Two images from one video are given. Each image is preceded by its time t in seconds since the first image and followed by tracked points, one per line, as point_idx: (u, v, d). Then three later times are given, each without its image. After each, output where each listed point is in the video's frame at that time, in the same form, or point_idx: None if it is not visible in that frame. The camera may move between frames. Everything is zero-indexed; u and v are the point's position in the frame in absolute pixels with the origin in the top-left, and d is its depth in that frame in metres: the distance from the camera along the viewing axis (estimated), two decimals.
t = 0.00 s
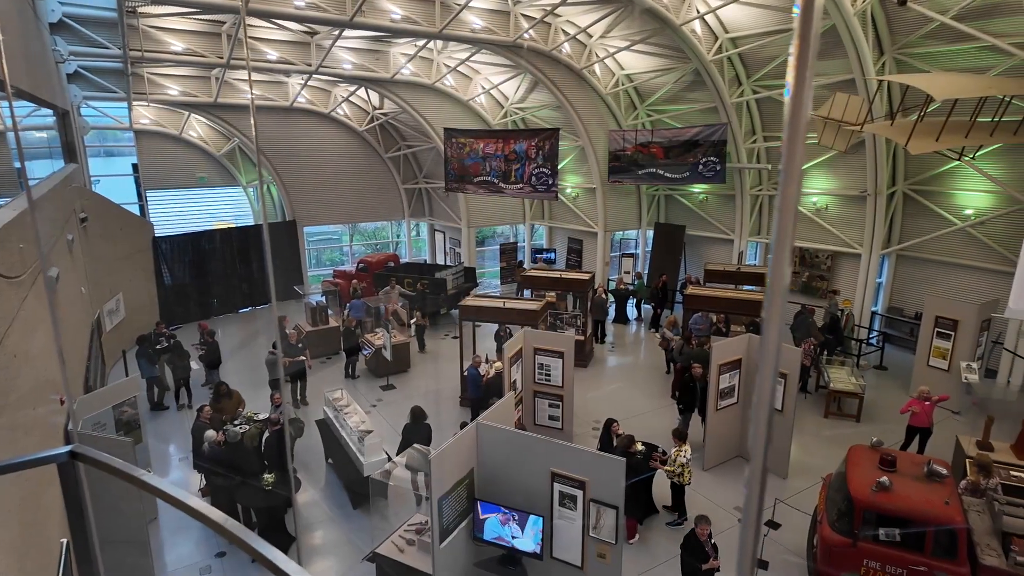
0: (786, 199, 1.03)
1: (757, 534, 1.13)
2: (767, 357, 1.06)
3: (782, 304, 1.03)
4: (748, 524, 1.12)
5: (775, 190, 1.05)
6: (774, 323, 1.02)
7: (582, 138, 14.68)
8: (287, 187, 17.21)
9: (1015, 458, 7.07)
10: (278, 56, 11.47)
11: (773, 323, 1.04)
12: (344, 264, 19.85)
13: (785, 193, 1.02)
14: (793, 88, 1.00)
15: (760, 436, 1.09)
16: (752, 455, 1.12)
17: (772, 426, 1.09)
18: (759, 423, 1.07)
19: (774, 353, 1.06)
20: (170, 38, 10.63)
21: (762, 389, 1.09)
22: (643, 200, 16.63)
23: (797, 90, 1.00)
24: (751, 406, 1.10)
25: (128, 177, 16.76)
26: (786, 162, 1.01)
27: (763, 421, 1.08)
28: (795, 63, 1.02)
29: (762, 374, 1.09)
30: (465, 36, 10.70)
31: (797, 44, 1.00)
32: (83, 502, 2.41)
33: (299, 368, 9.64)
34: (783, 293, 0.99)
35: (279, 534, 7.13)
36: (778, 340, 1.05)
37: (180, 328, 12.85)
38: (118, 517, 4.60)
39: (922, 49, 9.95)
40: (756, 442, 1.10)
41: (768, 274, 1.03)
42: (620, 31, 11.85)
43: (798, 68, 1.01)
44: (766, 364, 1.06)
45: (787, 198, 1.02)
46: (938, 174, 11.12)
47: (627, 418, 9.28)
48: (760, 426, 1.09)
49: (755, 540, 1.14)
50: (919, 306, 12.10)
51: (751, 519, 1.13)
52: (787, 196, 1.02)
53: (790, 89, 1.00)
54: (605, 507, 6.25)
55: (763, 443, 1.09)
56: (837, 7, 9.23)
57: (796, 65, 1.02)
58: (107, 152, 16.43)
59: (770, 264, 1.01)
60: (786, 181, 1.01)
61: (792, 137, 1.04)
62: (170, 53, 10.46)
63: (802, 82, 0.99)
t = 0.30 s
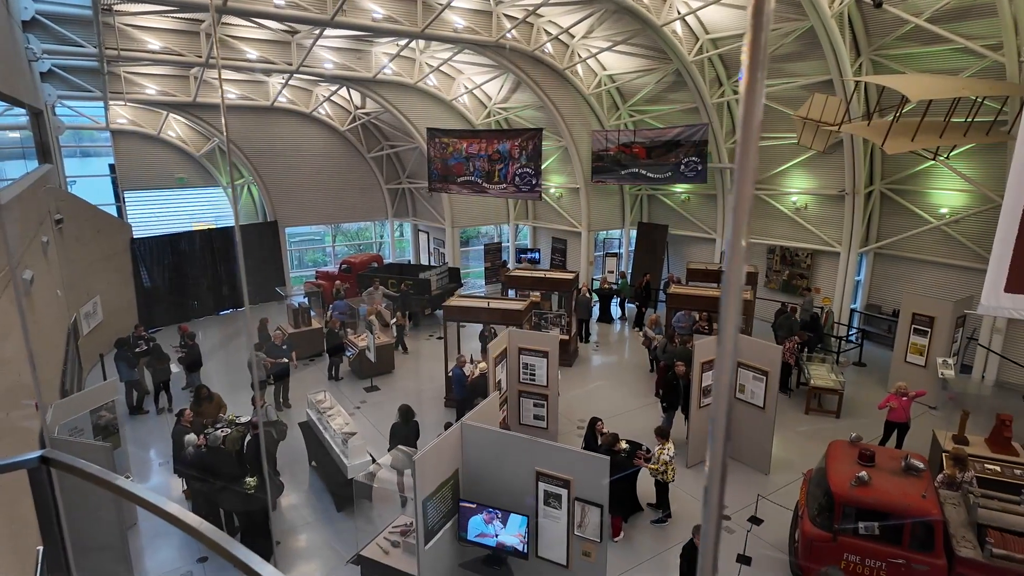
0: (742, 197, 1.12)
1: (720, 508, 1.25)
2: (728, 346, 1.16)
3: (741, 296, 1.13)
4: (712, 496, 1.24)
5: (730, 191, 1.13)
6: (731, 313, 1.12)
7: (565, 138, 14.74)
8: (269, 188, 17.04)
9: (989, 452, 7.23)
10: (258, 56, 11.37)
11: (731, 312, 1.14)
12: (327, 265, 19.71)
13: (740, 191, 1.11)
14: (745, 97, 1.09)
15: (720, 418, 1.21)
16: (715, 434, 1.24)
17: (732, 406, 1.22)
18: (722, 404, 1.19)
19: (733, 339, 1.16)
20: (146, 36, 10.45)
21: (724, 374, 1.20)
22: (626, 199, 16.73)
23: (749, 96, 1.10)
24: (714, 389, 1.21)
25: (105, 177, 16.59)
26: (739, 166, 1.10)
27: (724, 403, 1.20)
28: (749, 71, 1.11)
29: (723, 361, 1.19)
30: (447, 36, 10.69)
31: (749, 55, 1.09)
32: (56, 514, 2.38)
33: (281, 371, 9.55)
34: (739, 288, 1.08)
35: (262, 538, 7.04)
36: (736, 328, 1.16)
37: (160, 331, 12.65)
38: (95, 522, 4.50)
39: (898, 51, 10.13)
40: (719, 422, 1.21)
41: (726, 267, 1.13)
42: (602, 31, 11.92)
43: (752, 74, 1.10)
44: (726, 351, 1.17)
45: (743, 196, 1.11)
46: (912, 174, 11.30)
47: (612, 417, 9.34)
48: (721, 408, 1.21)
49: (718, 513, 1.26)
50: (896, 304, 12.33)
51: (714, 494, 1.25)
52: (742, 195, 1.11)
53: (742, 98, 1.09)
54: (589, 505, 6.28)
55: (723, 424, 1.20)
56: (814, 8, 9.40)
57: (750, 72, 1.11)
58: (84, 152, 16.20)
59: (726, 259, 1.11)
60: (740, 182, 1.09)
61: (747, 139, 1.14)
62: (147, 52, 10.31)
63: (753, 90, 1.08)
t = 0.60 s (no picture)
0: (705, 199, 1.11)
1: (688, 527, 1.17)
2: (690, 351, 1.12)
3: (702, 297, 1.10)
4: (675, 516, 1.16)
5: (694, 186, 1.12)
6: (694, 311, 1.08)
7: (556, 138, 14.78)
8: (259, 188, 16.91)
9: (975, 448, 7.32)
10: (247, 55, 11.30)
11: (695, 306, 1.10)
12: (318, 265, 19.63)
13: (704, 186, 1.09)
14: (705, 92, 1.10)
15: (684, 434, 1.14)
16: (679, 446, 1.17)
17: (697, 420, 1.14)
18: (685, 413, 1.12)
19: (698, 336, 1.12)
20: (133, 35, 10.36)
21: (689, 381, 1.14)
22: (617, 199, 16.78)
23: (711, 94, 1.11)
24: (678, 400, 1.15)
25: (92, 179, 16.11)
26: (700, 167, 1.09)
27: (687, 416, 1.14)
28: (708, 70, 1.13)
29: (685, 364, 1.15)
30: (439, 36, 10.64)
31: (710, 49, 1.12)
32: (35, 519, 2.33)
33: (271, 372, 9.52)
34: (704, 280, 1.04)
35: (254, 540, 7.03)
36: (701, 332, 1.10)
37: (148, 333, 12.59)
38: (81, 526, 4.45)
39: (885, 52, 10.24)
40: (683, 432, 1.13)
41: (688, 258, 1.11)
42: (592, 31, 11.95)
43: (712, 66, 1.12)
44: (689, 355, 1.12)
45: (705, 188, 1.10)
46: (900, 174, 11.44)
47: (603, 416, 9.37)
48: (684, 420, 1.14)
49: (685, 532, 1.18)
50: (884, 302, 12.43)
51: (680, 511, 1.18)
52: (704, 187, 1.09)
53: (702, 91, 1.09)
54: (580, 504, 6.31)
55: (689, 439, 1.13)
56: (803, 10, 9.38)
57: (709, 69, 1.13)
58: (71, 152, 15.74)
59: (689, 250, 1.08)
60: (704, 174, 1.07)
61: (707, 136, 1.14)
62: (135, 51, 10.21)
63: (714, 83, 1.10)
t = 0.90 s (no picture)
0: (670, 192, 1.23)
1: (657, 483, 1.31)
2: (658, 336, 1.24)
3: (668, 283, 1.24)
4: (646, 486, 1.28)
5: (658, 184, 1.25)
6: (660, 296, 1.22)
7: (545, 138, 14.85)
8: (245, 188, 16.77)
9: (958, 443, 7.41)
10: (233, 54, 11.23)
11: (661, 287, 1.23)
12: (306, 266, 19.52)
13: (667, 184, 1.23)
14: (668, 96, 1.21)
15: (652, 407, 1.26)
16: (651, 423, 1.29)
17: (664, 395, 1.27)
18: (655, 388, 1.27)
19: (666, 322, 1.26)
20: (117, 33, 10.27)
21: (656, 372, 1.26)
22: (605, 199, 16.83)
23: (673, 95, 1.22)
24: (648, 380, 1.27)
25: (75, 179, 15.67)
26: (665, 165, 1.22)
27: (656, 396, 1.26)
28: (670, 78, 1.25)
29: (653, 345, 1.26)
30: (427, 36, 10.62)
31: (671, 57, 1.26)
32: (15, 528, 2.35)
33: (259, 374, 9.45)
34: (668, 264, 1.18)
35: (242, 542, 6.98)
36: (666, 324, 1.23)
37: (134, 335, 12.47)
38: (63, 531, 4.42)
39: (868, 53, 10.35)
40: (652, 409, 1.26)
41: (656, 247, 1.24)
42: (580, 31, 11.96)
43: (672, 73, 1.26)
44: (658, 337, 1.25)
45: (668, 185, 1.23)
46: (883, 173, 11.55)
47: (592, 415, 9.40)
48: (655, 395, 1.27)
49: (656, 489, 1.32)
50: (869, 300, 12.57)
51: (651, 470, 1.31)
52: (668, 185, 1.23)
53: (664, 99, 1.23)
54: (569, 503, 6.31)
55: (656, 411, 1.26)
56: (788, 10, 9.50)
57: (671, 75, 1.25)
58: (53, 152, 15.23)
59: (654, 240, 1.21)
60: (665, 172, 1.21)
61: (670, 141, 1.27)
62: (119, 50, 10.12)
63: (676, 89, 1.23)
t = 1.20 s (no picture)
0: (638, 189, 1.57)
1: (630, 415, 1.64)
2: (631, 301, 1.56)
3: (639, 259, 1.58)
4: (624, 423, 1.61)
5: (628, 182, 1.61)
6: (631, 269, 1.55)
7: (531, 138, 14.90)
8: (230, 188, 16.59)
9: (940, 438, 7.52)
10: (216, 53, 11.14)
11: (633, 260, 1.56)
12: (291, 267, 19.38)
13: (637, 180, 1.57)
14: (637, 109, 1.57)
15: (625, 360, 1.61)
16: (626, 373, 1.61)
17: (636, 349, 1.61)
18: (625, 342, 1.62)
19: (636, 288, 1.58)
20: (97, 32, 10.14)
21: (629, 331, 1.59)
22: (592, 199, 16.88)
23: (641, 111, 1.59)
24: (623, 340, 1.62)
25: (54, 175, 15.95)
26: (635, 168, 1.56)
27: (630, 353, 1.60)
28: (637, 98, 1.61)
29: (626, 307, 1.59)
30: (412, 35, 10.58)
31: (638, 81, 1.60)
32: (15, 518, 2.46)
33: (244, 376, 9.36)
34: (639, 241, 1.55)
35: (227, 545, 6.91)
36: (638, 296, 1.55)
37: (117, 337, 12.32)
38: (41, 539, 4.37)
39: (851, 53, 10.46)
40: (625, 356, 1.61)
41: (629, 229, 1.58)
42: (566, 32, 11.95)
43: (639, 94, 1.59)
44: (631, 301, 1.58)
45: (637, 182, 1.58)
46: (866, 173, 11.73)
47: (580, 414, 9.42)
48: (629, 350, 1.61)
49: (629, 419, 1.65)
50: (853, 298, 12.70)
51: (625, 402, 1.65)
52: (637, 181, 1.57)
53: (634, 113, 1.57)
54: (557, 501, 6.32)
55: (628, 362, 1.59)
56: (771, 12, 9.42)
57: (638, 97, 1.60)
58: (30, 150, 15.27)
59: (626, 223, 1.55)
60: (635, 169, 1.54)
61: (635, 145, 1.61)
62: (100, 49, 10.02)
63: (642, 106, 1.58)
